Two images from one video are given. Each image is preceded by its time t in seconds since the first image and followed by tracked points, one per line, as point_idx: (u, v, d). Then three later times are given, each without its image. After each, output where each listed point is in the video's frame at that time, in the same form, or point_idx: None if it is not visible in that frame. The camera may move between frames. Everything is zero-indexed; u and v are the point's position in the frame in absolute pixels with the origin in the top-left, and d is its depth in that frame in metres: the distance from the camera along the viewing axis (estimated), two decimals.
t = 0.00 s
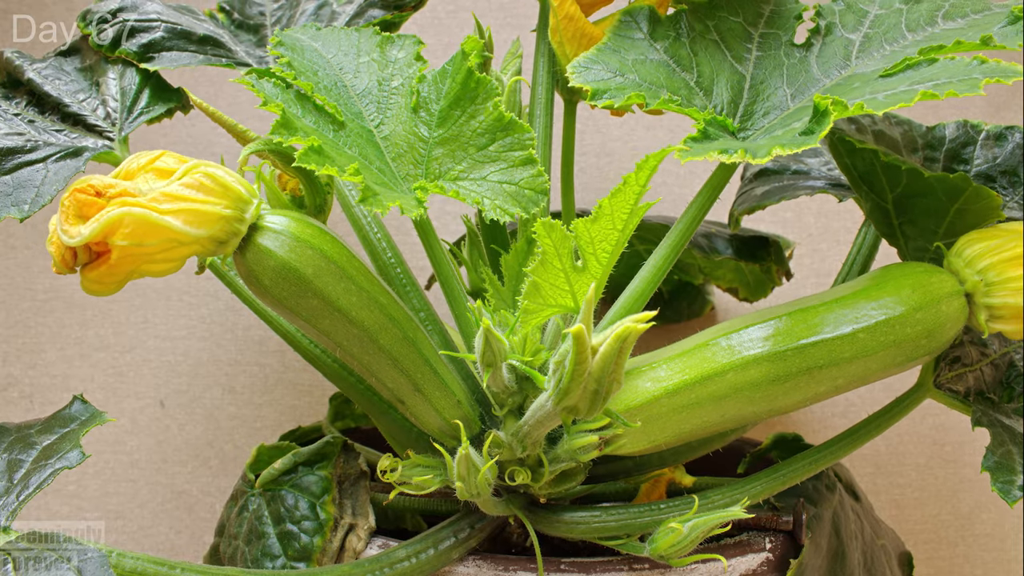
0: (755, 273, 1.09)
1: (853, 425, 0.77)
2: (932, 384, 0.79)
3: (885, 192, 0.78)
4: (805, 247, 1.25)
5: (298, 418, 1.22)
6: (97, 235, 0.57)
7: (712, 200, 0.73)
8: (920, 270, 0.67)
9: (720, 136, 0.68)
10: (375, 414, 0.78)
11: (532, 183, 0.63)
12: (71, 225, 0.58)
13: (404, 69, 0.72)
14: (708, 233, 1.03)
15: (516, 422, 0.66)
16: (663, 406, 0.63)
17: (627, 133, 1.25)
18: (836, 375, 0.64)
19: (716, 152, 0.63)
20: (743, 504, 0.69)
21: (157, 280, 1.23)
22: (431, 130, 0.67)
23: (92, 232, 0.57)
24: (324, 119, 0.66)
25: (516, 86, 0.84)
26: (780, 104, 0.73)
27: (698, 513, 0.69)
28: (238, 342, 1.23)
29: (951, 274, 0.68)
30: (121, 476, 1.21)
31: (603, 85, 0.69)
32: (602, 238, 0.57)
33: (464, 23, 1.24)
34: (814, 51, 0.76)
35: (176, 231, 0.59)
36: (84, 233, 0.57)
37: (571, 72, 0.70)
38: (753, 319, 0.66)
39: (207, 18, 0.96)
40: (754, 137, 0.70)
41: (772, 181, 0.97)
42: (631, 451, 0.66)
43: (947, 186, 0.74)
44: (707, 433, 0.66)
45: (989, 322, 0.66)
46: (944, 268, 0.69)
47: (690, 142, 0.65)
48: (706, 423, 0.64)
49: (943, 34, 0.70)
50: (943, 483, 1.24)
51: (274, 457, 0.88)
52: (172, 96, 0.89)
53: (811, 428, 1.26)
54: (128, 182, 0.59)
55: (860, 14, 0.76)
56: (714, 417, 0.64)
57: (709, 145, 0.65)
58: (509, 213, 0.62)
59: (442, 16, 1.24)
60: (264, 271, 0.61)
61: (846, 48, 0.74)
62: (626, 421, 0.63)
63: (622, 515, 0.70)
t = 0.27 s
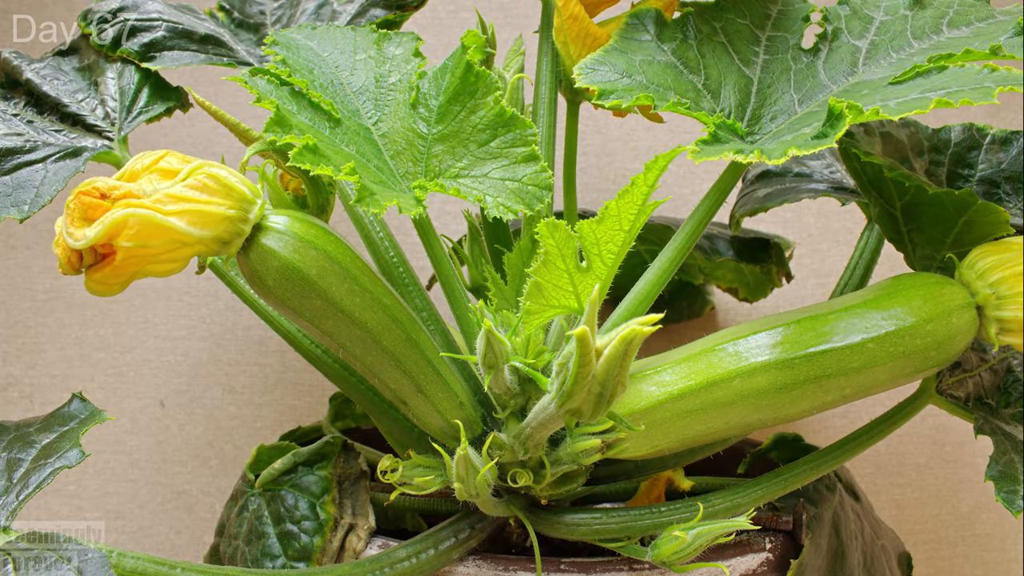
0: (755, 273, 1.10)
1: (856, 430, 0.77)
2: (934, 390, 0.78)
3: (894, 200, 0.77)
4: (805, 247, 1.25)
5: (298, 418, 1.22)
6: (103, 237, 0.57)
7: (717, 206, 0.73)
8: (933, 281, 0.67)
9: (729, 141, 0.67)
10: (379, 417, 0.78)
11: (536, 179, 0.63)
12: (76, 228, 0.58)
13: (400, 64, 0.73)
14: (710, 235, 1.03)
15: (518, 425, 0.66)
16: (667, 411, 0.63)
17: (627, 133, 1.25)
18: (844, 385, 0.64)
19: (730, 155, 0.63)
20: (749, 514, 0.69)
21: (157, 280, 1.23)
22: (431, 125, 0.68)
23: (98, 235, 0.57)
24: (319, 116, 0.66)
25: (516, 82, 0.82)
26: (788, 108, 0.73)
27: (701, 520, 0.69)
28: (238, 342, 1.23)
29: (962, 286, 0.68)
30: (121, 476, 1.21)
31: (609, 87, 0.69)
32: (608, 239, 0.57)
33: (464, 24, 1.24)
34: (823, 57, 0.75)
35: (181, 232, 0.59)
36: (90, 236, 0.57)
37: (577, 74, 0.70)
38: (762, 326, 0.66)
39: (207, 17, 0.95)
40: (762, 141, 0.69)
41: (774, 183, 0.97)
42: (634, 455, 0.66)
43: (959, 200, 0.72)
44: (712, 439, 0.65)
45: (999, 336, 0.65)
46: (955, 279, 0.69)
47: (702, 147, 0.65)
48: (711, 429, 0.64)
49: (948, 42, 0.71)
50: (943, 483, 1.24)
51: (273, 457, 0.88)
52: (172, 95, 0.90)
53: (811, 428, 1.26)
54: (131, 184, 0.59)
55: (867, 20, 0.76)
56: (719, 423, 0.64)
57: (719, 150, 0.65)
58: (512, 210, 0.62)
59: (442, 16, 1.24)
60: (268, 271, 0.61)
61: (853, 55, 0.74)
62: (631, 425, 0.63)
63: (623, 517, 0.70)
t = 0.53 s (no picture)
0: (755, 274, 1.10)
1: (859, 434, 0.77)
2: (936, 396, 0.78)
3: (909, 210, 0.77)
4: (805, 247, 1.25)
5: (298, 418, 1.22)
6: (108, 238, 0.58)
7: (725, 209, 0.73)
8: (944, 294, 0.67)
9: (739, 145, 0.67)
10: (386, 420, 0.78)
11: (540, 175, 0.63)
12: (82, 230, 0.58)
13: (395, 60, 0.73)
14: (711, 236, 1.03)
15: (520, 427, 0.66)
16: (672, 416, 0.63)
17: (627, 133, 1.25)
18: (852, 396, 0.64)
19: (746, 159, 0.63)
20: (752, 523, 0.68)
21: (157, 280, 1.23)
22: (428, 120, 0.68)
23: (103, 236, 0.58)
24: (311, 115, 0.66)
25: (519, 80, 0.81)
26: (795, 112, 0.73)
27: (703, 526, 0.70)
28: (238, 342, 1.23)
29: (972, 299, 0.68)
30: (121, 476, 1.21)
31: (615, 88, 0.69)
32: (613, 236, 0.57)
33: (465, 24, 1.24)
34: (830, 61, 0.76)
35: (186, 233, 0.59)
36: (95, 238, 0.58)
37: (586, 71, 0.70)
38: (772, 333, 0.65)
39: (208, 13, 0.95)
40: (771, 145, 0.70)
41: (777, 186, 0.97)
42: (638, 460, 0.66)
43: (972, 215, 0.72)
44: (717, 446, 0.65)
45: (1008, 350, 0.66)
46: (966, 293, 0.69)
47: (714, 150, 0.64)
48: (715, 435, 0.64)
49: (956, 51, 0.71)
50: (943, 484, 1.25)
51: (273, 457, 0.88)
52: (172, 93, 0.90)
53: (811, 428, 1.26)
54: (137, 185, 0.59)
55: (872, 26, 0.77)
56: (724, 430, 0.64)
57: (732, 153, 0.65)
58: (514, 207, 0.62)
59: (442, 16, 1.24)
60: (272, 271, 0.61)
61: (861, 59, 0.75)
62: (635, 429, 0.62)
63: (623, 520, 0.70)
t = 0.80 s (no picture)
0: (756, 275, 1.10)
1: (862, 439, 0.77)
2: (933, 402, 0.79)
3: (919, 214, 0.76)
4: (805, 247, 1.25)
5: (298, 418, 1.22)
6: (115, 239, 0.58)
7: (729, 211, 0.73)
8: (956, 310, 0.67)
9: (746, 145, 0.67)
10: (391, 420, 0.78)
11: (546, 168, 0.63)
12: (88, 232, 0.58)
13: (397, 60, 0.74)
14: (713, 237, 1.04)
15: (523, 430, 0.65)
16: (677, 422, 0.63)
17: (627, 133, 1.25)
18: (859, 408, 0.64)
19: (753, 164, 0.63)
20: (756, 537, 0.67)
21: (157, 280, 1.24)
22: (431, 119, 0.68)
23: (110, 237, 0.58)
24: (313, 109, 0.66)
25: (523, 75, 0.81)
26: (801, 111, 0.74)
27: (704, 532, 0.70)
28: (238, 342, 1.23)
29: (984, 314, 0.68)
30: (121, 476, 1.21)
31: (619, 88, 0.69)
32: (619, 234, 0.56)
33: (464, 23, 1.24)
34: (836, 57, 0.76)
35: (193, 233, 0.59)
36: (102, 239, 0.58)
37: (588, 74, 0.70)
38: (783, 342, 0.65)
39: (210, 7, 0.95)
40: (777, 144, 0.70)
41: (779, 190, 0.97)
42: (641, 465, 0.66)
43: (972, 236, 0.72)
44: (720, 453, 0.66)
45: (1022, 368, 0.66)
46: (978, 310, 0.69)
47: (721, 154, 0.65)
48: (718, 443, 0.64)
49: (965, 46, 0.71)
50: (943, 484, 1.25)
51: (273, 457, 0.88)
52: (171, 91, 0.90)
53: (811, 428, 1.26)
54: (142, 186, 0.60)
55: (879, 23, 0.77)
56: (728, 438, 0.64)
57: (738, 155, 0.65)
58: (518, 198, 0.62)
59: (443, 16, 1.25)
60: (277, 272, 0.62)
61: (866, 55, 0.75)
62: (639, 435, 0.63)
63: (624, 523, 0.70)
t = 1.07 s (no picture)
0: (756, 276, 1.10)
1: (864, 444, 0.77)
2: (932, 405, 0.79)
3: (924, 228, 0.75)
4: (805, 247, 1.25)
5: (298, 418, 1.22)
6: (121, 241, 0.58)
7: (732, 212, 0.72)
8: (967, 322, 0.67)
9: (748, 143, 0.67)
10: (394, 421, 0.78)
11: (551, 157, 0.63)
12: (94, 233, 0.59)
13: (383, 53, 0.74)
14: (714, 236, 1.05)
15: (526, 432, 0.66)
16: (680, 428, 0.63)
17: (627, 133, 1.25)
18: (866, 419, 0.64)
19: (759, 160, 0.63)
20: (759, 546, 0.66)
21: (157, 280, 1.24)
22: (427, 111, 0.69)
23: (116, 239, 0.58)
24: (303, 106, 0.66)
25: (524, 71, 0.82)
26: (804, 110, 0.74)
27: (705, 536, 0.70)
28: (238, 342, 1.23)
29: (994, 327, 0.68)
30: (121, 476, 1.21)
31: (618, 88, 0.69)
32: (623, 227, 0.56)
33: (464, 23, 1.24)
34: (837, 57, 0.76)
35: (199, 235, 0.59)
36: (108, 241, 0.58)
37: (588, 73, 0.70)
38: (793, 351, 0.65)
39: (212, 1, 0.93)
40: (779, 143, 0.70)
41: (782, 192, 0.97)
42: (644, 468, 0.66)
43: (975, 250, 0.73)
44: (724, 460, 0.65)
45: None
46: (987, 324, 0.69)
47: (724, 153, 0.65)
48: (722, 450, 0.64)
49: (966, 45, 0.71)
50: (943, 484, 1.25)
51: (273, 457, 0.88)
52: (171, 88, 0.90)
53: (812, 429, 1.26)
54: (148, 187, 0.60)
55: (881, 20, 0.76)
56: (732, 445, 0.64)
57: (742, 154, 0.65)
58: (524, 189, 0.62)
59: (442, 17, 1.25)
60: (281, 271, 0.62)
61: (869, 53, 0.75)
62: (643, 440, 0.63)
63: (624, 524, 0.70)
